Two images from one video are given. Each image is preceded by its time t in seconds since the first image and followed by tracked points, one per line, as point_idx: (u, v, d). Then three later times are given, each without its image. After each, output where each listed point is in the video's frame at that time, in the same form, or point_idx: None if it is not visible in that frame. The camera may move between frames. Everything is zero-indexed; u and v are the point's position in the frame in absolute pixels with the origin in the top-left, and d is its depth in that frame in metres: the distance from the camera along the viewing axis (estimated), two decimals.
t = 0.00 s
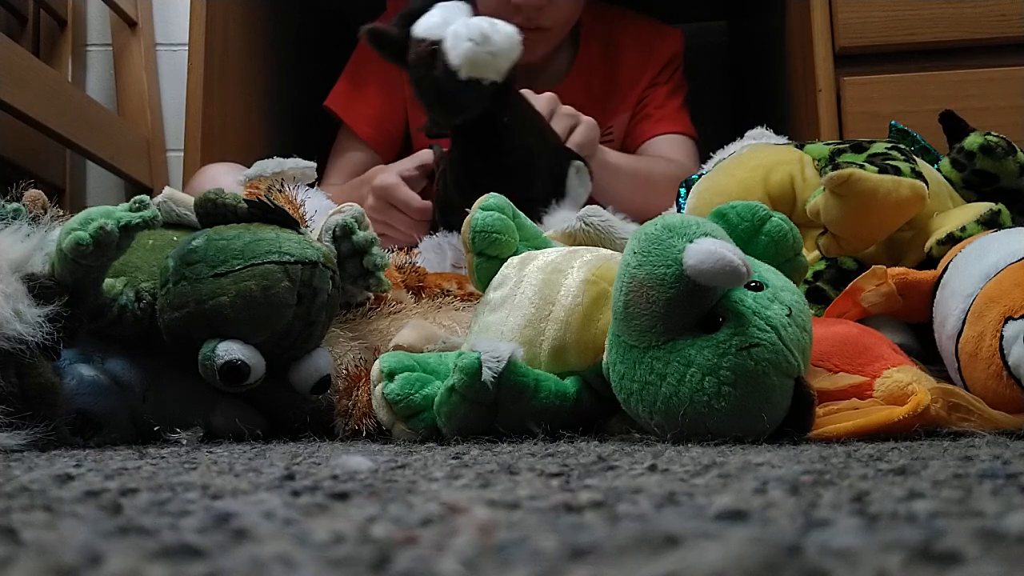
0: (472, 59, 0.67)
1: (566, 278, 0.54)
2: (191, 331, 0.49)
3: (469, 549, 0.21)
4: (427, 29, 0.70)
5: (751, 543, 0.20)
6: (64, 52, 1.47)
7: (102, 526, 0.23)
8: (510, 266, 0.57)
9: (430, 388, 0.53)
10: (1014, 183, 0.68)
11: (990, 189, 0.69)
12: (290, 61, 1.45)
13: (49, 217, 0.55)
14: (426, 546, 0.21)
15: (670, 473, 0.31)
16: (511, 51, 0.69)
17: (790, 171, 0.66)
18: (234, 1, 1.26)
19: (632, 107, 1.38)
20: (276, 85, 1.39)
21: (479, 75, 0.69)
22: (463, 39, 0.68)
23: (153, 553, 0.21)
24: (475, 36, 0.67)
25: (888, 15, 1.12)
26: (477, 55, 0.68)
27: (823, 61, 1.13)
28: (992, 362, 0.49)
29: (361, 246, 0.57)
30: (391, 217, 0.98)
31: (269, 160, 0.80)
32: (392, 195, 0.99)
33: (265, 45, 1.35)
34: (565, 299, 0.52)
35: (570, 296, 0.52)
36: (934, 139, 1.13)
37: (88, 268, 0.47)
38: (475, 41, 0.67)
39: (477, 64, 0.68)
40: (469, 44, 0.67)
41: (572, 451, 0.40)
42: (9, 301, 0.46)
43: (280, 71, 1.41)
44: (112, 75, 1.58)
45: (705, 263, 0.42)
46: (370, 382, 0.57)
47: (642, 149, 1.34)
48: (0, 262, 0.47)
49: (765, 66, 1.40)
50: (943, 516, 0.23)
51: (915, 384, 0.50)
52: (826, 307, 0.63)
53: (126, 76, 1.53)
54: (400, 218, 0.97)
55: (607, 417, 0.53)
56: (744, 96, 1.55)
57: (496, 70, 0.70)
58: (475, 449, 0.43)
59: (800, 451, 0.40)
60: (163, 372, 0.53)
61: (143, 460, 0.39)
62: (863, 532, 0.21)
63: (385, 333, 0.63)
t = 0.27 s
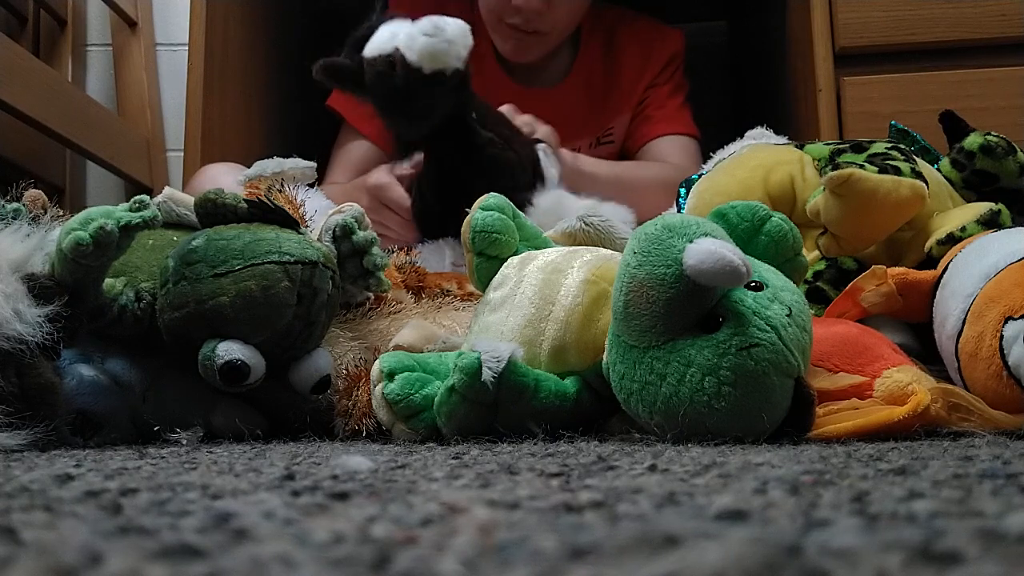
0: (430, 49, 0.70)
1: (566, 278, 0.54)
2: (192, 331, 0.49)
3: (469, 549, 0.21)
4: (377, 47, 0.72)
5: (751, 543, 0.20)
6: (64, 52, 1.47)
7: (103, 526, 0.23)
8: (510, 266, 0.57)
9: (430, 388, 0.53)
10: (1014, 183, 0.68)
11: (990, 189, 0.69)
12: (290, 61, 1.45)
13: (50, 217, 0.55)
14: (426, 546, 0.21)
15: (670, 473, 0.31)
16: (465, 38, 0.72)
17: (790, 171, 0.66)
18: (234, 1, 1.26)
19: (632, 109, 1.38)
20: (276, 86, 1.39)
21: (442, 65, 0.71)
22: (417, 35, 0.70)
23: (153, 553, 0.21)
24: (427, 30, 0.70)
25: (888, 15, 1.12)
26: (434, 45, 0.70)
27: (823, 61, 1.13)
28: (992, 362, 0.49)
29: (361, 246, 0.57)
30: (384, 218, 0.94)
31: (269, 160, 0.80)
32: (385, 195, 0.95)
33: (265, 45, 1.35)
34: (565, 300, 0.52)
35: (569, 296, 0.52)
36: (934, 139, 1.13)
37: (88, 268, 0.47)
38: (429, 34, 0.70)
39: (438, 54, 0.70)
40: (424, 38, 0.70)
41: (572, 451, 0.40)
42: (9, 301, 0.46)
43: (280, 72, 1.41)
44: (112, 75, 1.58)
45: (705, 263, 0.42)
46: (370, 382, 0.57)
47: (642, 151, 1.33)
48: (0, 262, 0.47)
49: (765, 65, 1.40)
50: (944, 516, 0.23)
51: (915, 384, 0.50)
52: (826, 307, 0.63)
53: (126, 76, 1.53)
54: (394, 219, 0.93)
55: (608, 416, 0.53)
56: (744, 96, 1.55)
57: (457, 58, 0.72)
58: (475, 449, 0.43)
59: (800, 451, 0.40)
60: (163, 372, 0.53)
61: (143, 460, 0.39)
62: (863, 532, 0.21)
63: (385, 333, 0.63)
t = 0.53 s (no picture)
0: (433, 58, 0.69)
1: (566, 278, 0.54)
2: (192, 331, 0.49)
3: (469, 549, 0.21)
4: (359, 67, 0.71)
5: (751, 543, 0.20)
6: (64, 52, 1.47)
7: (103, 526, 0.23)
8: (510, 266, 0.57)
9: (430, 388, 0.53)
10: (1014, 183, 0.68)
11: (990, 189, 0.69)
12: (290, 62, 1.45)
13: (50, 217, 0.55)
14: (426, 546, 0.21)
15: (670, 473, 0.31)
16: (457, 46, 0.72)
17: (790, 171, 0.66)
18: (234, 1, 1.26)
19: (632, 107, 1.38)
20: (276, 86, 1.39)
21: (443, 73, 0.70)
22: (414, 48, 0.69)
23: (153, 553, 0.21)
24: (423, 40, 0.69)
25: (888, 15, 1.12)
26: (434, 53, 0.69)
27: (823, 61, 1.13)
28: (992, 362, 0.49)
29: (361, 246, 0.57)
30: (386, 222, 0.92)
31: (269, 160, 0.81)
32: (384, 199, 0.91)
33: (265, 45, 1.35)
34: (565, 299, 0.52)
35: (570, 296, 0.52)
36: (934, 139, 1.13)
37: (88, 268, 0.47)
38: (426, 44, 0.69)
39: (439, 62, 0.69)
40: (422, 48, 0.69)
41: (572, 451, 0.40)
42: (9, 301, 0.46)
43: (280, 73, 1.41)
44: (112, 75, 1.58)
45: (705, 263, 0.42)
46: (370, 382, 0.57)
47: (644, 148, 1.34)
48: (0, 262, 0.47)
49: (766, 65, 1.40)
50: (944, 516, 0.23)
51: (915, 384, 0.50)
52: (826, 307, 0.63)
53: (126, 76, 1.53)
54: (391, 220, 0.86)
55: (608, 417, 0.53)
56: (744, 96, 1.55)
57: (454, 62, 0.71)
58: (475, 449, 0.43)
59: (800, 451, 0.40)
60: (163, 372, 0.53)
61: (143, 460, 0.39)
62: (863, 532, 0.21)
63: (385, 333, 0.63)
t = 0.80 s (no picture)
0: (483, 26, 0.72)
1: (566, 278, 0.54)
2: (192, 331, 0.49)
3: (469, 549, 0.21)
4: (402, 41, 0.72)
5: (751, 543, 0.20)
6: (64, 52, 1.47)
7: (103, 526, 0.23)
8: (510, 266, 0.57)
9: (431, 388, 0.53)
10: (1014, 183, 0.68)
11: (990, 189, 0.69)
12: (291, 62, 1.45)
13: (50, 217, 0.55)
14: (426, 546, 0.21)
15: (670, 473, 0.31)
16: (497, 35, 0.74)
17: (790, 171, 0.66)
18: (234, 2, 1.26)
19: (636, 107, 1.40)
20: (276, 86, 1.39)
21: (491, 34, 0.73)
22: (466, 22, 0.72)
23: (153, 553, 0.21)
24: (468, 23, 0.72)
25: (888, 15, 1.12)
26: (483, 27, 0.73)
27: (823, 61, 1.13)
28: (992, 362, 0.49)
29: (361, 246, 0.57)
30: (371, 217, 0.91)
31: (269, 160, 0.81)
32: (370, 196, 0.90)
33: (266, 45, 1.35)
34: (565, 300, 0.52)
35: (569, 296, 0.52)
36: (934, 139, 1.13)
37: (88, 268, 0.47)
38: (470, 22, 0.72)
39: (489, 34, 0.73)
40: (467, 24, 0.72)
41: (572, 451, 0.40)
42: (9, 301, 0.46)
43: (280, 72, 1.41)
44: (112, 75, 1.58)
45: (705, 263, 0.42)
46: (370, 382, 0.57)
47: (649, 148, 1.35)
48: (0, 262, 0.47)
49: (766, 65, 1.40)
50: (944, 516, 0.23)
51: (915, 384, 0.50)
52: (826, 307, 0.63)
53: (126, 76, 1.53)
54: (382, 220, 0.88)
55: (608, 417, 0.53)
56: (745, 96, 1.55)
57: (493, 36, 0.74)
58: (475, 449, 0.43)
59: (801, 452, 0.40)
60: (163, 372, 0.53)
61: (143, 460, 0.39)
62: (863, 532, 0.21)
63: (385, 333, 0.63)
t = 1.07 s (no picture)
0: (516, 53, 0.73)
1: (566, 278, 0.54)
2: (191, 331, 0.49)
3: (469, 549, 0.21)
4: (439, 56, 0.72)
5: (751, 543, 0.20)
6: (64, 52, 1.47)
7: (103, 526, 0.23)
8: (510, 266, 0.57)
9: (430, 388, 0.53)
10: (1014, 183, 0.68)
11: (991, 189, 0.69)
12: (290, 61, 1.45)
13: (49, 217, 0.55)
14: (426, 546, 0.21)
15: (671, 473, 0.31)
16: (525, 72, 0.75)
17: (790, 171, 0.66)
18: (234, 1, 1.26)
19: (636, 107, 1.37)
20: (276, 86, 1.39)
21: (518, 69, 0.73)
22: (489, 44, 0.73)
23: (153, 553, 0.21)
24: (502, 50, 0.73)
25: (888, 15, 1.12)
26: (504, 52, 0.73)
27: (823, 61, 1.13)
28: (992, 361, 0.49)
29: (361, 246, 0.57)
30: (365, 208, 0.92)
31: (269, 160, 0.81)
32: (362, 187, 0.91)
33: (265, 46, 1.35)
34: (565, 299, 0.52)
35: (570, 296, 0.52)
36: (934, 139, 1.13)
37: (88, 268, 0.47)
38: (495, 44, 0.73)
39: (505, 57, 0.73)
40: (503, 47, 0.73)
41: (572, 451, 0.40)
42: (9, 301, 0.46)
43: (280, 73, 1.41)
44: (112, 75, 1.58)
45: (705, 263, 0.42)
46: (370, 382, 0.57)
47: (650, 149, 1.33)
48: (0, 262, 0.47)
49: (766, 65, 1.39)
50: (944, 516, 0.23)
51: (915, 384, 0.50)
52: (826, 307, 0.63)
53: (126, 76, 1.53)
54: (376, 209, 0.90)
55: (608, 416, 0.53)
56: (745, 96, 1.55)
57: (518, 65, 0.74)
58: (475, 449, 0.43)
59: (801, 451, 0.40)
60: (163, 372, 0.53)
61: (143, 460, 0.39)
62: (862, 532, 0.21)
63: (385, 333, 0.63)
